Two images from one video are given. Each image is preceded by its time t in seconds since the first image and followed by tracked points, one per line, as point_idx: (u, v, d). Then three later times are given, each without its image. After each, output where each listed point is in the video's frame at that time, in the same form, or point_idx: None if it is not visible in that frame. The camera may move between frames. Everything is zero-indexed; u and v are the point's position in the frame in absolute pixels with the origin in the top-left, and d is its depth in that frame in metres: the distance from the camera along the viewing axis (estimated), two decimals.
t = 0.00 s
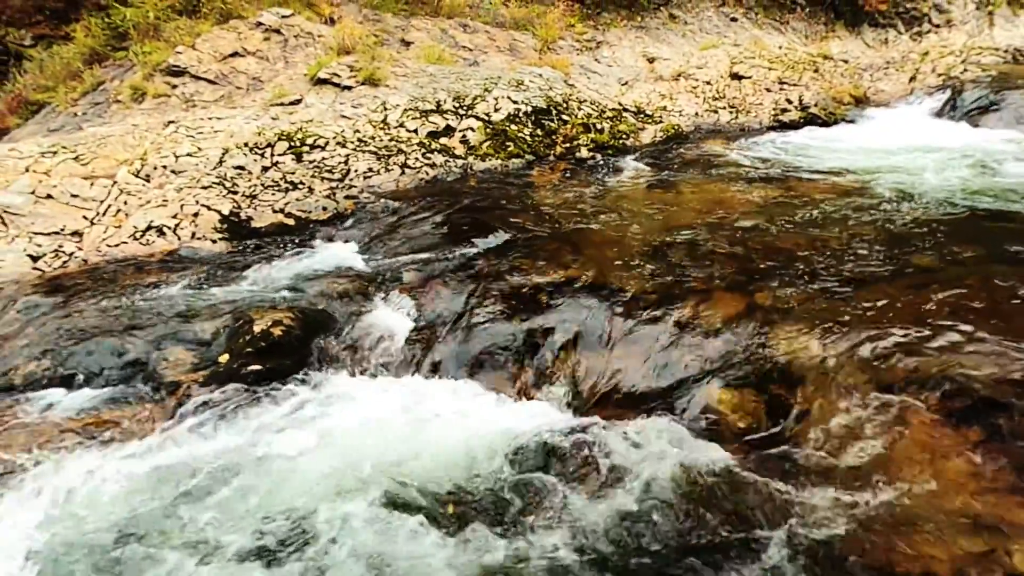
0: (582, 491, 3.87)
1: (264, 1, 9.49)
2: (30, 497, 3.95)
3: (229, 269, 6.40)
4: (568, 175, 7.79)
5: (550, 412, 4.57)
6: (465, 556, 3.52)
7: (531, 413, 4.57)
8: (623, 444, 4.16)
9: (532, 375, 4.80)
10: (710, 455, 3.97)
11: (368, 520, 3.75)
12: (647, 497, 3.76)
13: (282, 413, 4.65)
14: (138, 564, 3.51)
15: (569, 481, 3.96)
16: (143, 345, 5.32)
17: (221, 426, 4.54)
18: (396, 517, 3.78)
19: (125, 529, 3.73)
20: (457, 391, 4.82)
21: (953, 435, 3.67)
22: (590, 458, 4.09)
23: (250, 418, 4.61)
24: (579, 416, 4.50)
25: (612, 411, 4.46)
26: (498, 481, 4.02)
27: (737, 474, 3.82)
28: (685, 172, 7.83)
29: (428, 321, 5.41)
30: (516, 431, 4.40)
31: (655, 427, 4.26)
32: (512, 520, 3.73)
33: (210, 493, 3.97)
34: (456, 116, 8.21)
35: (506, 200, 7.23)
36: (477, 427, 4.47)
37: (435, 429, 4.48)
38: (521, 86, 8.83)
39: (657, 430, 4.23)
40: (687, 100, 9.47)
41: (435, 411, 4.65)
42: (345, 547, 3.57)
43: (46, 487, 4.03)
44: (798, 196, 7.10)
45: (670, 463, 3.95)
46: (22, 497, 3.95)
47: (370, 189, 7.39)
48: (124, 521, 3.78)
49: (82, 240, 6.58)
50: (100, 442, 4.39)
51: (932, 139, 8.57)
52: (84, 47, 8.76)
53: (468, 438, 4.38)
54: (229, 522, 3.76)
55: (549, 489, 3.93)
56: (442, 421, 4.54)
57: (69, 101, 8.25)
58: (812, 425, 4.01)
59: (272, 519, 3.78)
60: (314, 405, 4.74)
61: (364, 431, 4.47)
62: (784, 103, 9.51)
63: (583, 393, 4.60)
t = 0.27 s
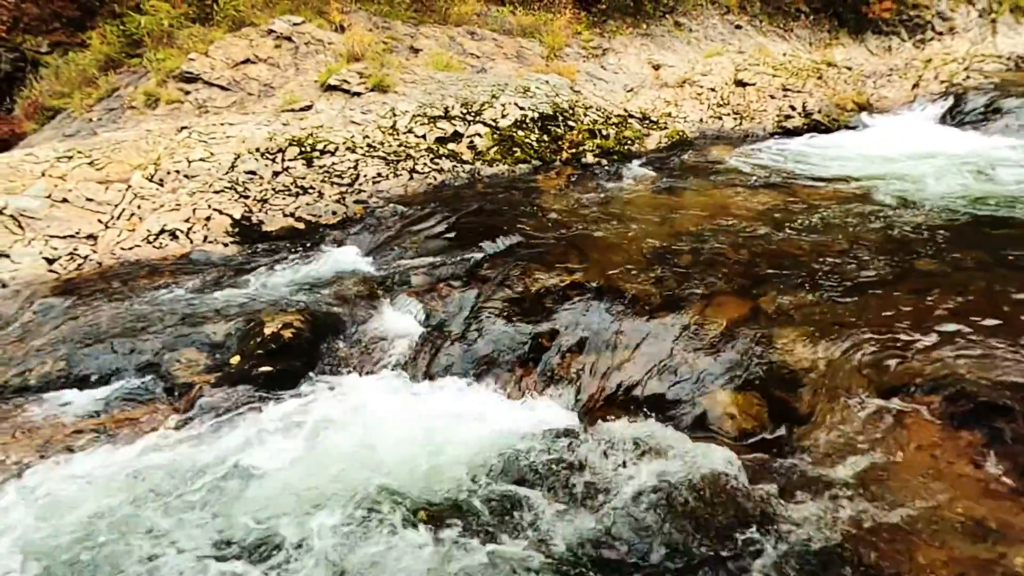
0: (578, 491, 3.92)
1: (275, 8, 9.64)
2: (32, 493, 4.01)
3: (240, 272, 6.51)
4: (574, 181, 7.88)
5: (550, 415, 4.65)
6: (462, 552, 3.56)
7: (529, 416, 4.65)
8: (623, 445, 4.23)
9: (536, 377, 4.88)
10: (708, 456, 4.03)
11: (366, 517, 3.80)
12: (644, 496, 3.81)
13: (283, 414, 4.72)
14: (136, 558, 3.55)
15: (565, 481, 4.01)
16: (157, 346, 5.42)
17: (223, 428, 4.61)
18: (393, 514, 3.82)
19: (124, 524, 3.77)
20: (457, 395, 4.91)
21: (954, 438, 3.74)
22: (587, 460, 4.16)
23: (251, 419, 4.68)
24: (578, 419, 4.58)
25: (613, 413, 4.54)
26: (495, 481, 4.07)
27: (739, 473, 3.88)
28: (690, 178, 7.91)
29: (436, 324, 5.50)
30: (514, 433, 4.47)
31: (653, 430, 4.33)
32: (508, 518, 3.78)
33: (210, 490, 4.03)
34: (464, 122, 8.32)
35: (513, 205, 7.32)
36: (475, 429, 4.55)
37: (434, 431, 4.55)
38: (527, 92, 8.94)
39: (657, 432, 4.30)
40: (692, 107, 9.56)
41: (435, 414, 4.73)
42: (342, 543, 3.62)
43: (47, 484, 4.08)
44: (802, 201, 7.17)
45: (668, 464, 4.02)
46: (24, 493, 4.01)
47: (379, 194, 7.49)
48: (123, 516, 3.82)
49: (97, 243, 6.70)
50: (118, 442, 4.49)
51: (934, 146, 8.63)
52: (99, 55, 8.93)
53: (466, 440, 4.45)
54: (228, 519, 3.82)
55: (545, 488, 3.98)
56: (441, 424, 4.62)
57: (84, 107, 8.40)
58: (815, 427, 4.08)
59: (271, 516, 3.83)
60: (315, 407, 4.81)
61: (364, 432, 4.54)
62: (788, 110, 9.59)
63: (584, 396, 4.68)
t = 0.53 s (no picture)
0: (572, 497, 3.93)
1: (283, 9, 9.69)
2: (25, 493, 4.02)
3: (247, 272, 6.54)
4: (580, 182, 7.87)
5: (547, 419, 4.64)
6: (453, 557, 3.56)
7: (525, 420, 4.64)
8: (619, 451, 4.25)
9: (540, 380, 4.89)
10: (704, 461, 4.05)
11: (358, 522, 3.80)
12: (637, 502, 3.83)
13: (278, 416, 4.72)
14: (130, 557, 3.58)
15: (559, 487, 4.01)
16: (164, 345, 5.45)
17: (218, 429, 4.62)
18: (384, 519, 3.83)
19: (116, 525, 3.78)
20: (453, 398, 4.91)
21: (962, 443, 3.71)
22: (581, 467, 4.16)
23: (247, 420, 4.69)
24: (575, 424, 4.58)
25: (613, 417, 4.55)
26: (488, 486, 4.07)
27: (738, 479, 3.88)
28: (697, 179, 7.89)
29: (442, 325, 5.50)
30: (509, 437, 4.47)
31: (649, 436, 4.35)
32: (501, 524, 3.77)
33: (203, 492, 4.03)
34: (470, 123, 8.33)
35: (518, 206, 7.33)
36: (470, 433, 4.54)
37: (428, 434, 4.55)
38: (534, 94, 8.95)
39: (655, 438, 4.32)
40: (699, 108, 9.54)
41: (430, 417, 4.73)
42: (334, 548, 3.62)
43: (42, 484, 4.10)
44: (809, 203, 7.14)
45: (662, 470, 4.04)
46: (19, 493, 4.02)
47: (386, 195, 7.51)
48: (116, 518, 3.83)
49: (106, 243, 6.75)
50: (127, 440, 4.52)
51: (942, 148, 8.58)
52: (109, 56, 9.00)
53: (460, 444, 4.44)
54: (220, 522, 3.82)
55: (538, 494, 3.98)
56: (436, 427, 4.62)
57: (93, 107, 8.47)
58: (821, 431, 4.05)
59: (264, 518, 3.86)
60: (311, 408, 4.81)
61: (359, 434, 4.54)
62: (795, 111, 9.55)
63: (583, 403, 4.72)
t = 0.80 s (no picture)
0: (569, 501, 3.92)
1: (293, 11, 9.75)
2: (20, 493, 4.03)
3: (256, 272, 6.58)
4: (588, 184, 7.87)
5: (546, 421, 4.63)
6: (447, 559, 3.53)
7: (523, 422, 4.63)
8: (619, 454, 4.23)
9: (546, 380, 4.88)
10: (703, 464, 4.04)
11: (352, 523, 3.79)
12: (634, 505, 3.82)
13: (275, 417, 4.72)
14: (126, 551, 3.60)
15: (556, 491, 3.99)
16: (173, 344, 5.49)
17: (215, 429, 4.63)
18: (380, 520, 3.81)
19: (110, 526, 3.77)
20: (452, 402, 4.90)
21: (973, 448, 3.68)
22: (579, 471, 4.14)
23: (245, 421, 4.69)
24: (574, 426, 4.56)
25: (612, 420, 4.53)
26: (484, 489, 4.05)
27: (739, 481, 3.87)
28: (705, 181, 7.87)
29: (449, 325, 5.51)
30: (506, 441, 4.46)
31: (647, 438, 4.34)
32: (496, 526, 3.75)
33: (199, 492, 4.04)
34: (478, 124, 8.35)
35: (526, 208, 7.33)
36: (467, 436, 4.53)
37: (426, 436, 4.54)
38: (542, 95, 8.96)
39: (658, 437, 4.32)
40: (708, 110, 9.51)
41: (428, 419, 4.72)
42: (327, 550, 3.60)
43: (37, 484, 4.09)
44: (818, 206, 7.09)
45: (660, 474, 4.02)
46: (14, 493, 4.03)
47: (394, 196, 7.54)
48: (110, 518, 3.82)
49: (117, 242, 6.81)
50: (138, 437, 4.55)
51: (954, 151, 8.51)
52: (121, 57, 9.08)
53: (457, 447, 4.43)
54: (215, 523, 3.81)
55: (535, 497, 3.96)
56: (433, 429, 4.61)
57: (106, 108, 8.54)
58: (830, 435, 4.03)
59: (260, 515, 3.87)
60: (309, 409, 4.82)
61: (354, 435, 4.53)
62: (805, 113, 9.50)
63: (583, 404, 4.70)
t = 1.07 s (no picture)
0: (571, 504, 3.91)
1: (306, 13, 9.82)
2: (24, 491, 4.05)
3: (267, 271, 6.63)
4: (597, 186, 7.86)
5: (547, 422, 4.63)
6: (448, 561, 3.54)
7: (524, 424, 4.63)
8: (624, 456, 4.22)
9: (553, 382, 4.89)
10: (705, 465, 4.02)
11: (355, 524, 3.82)
12: (635, 509, 3.81)
13: (277, 416, 4.74)
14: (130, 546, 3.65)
15: (557, 494, 3.99)
16: (185, 342, 5.54)
17: (217, 427, 4.65)
18: (382, 521, 3.83)
19: (114, 524, 3.80)
20: (453, 402, 4.91)
21: (987, 455, 3.64)
22: (579, 473, 4.14)
23: (248, 420, 4.72)
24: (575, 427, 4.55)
25: (614, 420, 4.52)
26: (485, 491, 4.06)
27: (742, 484, 3.86)
28: (715, 184, 7.84)
29: (458, 326, 5.52)
30: (508, 442, 4.46)
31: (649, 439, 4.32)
32: (497, 528, 3.75)
33: (203, 491, 4.07)
34: (488, 126, 8.36)
35: (536, 209, 7.33)
36: (468, 437, 4.54)
37: (427, 436, 4.55)
38: (553, 97, 8.96)
39: (662, 438, 4.30)
40: (719, 112, 9.47)
41: (430, 420, 4.73)
42: (329, 551, 3.62)
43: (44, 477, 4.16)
44: (830, 209, 7.04)
45: (661, 476, 4.01)
46: (17, 491, 4.05)
47: (404, 196, 7.56)
48: (113, 517, 3.85)
49: (131, 241, 6.89)
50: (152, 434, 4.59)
51: (968, 154, 8.42)
52: (136, 58, 9.18)
53: (458, 448, 4.44)
54: (218, 522, 3.84)
55: (535, 499, 3.96)
56: (435, 430, 4.62)
57: (121, 109, 8.64)
58: (841, 439, 4.00)
59: (261, 514, 3.91)
60: (312, 408, 4.83)
61: (358, 435, 4.55)
62: (817, 115, 9.44)
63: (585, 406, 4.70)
